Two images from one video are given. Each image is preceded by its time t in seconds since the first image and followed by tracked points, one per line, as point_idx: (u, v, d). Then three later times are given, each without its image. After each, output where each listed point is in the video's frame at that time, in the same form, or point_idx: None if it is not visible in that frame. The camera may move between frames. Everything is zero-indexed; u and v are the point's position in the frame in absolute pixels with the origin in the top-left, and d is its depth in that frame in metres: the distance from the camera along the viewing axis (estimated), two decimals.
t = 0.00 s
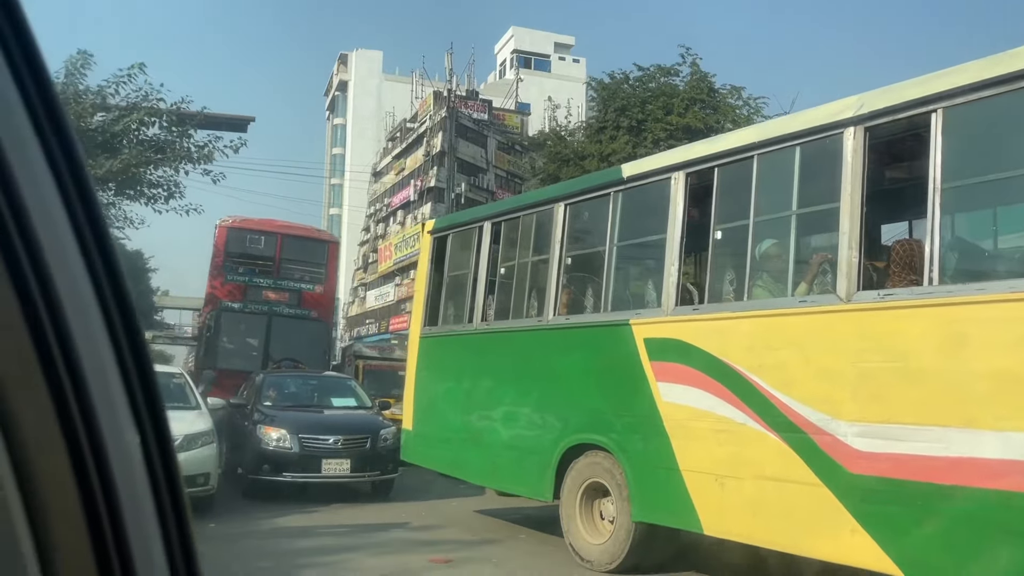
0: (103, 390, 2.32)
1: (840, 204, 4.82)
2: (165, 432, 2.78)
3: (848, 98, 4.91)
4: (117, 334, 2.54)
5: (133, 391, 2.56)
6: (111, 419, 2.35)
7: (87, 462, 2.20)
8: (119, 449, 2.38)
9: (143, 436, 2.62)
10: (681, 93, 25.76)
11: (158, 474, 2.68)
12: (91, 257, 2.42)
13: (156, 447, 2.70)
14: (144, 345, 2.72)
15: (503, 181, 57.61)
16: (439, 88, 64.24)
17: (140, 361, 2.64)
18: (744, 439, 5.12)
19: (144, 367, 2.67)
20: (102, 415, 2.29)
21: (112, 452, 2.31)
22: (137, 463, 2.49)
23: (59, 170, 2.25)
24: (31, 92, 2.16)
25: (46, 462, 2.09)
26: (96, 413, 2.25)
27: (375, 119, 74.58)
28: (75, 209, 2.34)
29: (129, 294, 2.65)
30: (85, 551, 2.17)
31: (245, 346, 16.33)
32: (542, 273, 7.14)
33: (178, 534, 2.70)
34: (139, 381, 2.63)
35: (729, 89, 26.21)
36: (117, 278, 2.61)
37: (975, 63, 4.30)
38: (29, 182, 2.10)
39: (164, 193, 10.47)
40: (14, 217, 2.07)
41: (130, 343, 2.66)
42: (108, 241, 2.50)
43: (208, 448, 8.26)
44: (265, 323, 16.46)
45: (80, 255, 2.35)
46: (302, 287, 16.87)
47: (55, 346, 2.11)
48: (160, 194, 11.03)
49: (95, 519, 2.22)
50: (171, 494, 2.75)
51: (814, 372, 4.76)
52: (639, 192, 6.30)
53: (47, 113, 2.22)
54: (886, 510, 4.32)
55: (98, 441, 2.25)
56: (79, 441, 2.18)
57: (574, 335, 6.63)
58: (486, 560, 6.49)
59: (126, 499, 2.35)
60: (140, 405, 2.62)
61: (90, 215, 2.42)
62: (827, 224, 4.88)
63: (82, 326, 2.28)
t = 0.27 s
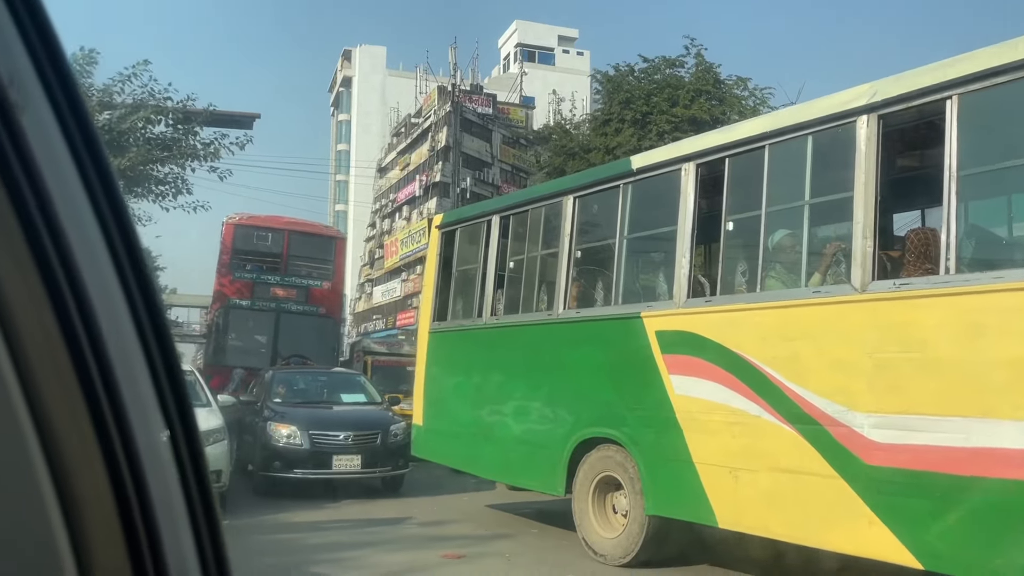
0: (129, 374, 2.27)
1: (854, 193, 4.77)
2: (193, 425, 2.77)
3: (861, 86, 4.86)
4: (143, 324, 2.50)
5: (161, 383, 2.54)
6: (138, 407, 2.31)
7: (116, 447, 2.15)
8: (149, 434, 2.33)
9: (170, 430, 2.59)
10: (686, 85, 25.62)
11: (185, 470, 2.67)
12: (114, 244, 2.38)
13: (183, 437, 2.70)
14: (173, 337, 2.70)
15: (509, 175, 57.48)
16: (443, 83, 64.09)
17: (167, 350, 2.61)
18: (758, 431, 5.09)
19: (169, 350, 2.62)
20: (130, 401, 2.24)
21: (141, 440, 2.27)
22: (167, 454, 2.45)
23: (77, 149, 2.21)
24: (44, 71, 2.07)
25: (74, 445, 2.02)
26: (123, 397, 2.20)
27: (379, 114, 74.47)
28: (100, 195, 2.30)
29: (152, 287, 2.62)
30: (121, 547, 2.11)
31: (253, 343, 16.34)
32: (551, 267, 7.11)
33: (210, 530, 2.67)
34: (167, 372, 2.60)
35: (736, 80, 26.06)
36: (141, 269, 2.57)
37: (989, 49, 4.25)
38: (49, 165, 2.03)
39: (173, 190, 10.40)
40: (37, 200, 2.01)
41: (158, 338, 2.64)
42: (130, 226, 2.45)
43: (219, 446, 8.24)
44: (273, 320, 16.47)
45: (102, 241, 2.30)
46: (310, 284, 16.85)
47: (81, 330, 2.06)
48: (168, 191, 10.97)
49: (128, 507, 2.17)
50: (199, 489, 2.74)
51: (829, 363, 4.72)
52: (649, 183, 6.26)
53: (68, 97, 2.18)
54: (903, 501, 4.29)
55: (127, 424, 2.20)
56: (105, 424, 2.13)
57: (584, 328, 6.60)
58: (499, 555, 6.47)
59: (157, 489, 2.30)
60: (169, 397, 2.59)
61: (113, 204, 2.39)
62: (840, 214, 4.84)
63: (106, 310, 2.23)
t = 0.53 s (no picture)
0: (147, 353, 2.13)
1: (870, 182, 4.73)
2: (218, 426, 2.66)
3: (876, 73, 4.81)
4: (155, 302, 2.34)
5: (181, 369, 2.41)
6: (157, 391, 2.17)
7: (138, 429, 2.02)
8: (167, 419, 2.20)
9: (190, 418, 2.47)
10: (695, 76, 25.51)
11: (207, 461, 2.55)
12: (124, 216, 2.21)
13: (208, 441, 2.59)
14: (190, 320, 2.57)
15: (518, 171, 57.42)
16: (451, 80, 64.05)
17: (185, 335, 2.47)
18: (777, 424, 5.05)
19: (192, 354, 2.50)
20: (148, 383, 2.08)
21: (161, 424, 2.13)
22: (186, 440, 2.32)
23: (82, 110, 2.00)
24: (45, 28, 1.85)
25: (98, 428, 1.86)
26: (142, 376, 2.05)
27: (388, 112, 74.51)
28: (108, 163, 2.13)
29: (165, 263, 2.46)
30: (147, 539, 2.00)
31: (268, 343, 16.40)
32: (564, 261, 7.08)
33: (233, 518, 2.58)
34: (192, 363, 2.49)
35: (745, 70, 25.92)
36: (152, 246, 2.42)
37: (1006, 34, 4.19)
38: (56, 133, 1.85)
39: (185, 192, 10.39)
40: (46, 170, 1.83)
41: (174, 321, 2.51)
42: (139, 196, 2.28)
43: (236, 447, 8.27)
44: (287, 320, 16.53)
45: (113, 212, 2.13)
46: (323, 284, 16.89)
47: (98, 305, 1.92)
48: (180, 194, 10.97)
49: (151, 498, 2.05)
50: (221, 484, 2.62)
51: (848, 354, 4.68)
52: (662, 176, 6.22)
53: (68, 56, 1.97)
54: (926, 493, 4.25)
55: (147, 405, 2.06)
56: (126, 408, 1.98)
57: (599, 323, 6.57)
58: (518, 552, 6.46)
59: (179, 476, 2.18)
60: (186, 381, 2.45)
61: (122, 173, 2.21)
62: (857, 204, 4.79)
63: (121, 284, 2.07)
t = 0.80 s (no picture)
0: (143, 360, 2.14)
1: (885, 174, 4.69)
2: (214, 437, 2.66)
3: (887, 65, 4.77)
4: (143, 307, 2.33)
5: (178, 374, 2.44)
6: (151, 399, 2.16)
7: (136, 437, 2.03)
8: (162, 429, 2.19)
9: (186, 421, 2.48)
10: (705, 70, 25.38)
11: (204, 466, 2.53)
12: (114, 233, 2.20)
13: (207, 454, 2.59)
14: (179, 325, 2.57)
15: (530, 169, 57.33)
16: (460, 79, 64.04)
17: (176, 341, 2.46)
18: (795, 419, 5.02)
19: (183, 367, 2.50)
20: (142, 390, 2.08)
21: (156, 433, 2.12)
22: (182, 451, 2.32)
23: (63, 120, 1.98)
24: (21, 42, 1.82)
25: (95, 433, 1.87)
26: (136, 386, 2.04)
27: (398, 113, 74.61)
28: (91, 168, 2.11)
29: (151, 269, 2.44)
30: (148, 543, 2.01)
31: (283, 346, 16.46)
32: (577, 260, 7.06)
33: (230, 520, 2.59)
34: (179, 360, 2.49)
35: (755, 63, 25.76)
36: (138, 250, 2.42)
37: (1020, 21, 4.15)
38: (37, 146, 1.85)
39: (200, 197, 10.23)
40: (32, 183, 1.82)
41: (159, 324, 2.48)
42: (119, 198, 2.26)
43: (253, 451, 8.29)
44: (302, 323, 16.59)
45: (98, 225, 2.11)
46: (337, 286, 16.92)
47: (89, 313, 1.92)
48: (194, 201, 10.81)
49: (147, 510, 2.04)
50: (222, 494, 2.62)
51: (865, 348, 4.65)
52: (674, 173, 6.19)
53: (45, 65, 1.94)
54: (947, 487, 4.20)
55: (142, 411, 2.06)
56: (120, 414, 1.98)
57: (613, 321, 6.56)
58: (536, 551, 6.45)
59: (176, 488, 2.18)
60: (177, 383, 2.43)
61: (99, 174, 2.17)
62: (871, 196, 4.75)
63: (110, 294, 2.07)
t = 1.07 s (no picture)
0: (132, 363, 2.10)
1: (896, 166, 4.66)
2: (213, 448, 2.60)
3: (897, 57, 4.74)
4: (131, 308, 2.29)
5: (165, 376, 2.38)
6: (143, 405, 2.13)
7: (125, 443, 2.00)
8: (157, 442, 2.15)
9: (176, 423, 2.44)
10: (713, 64, 25.28)
11: (202, 475, 2.47)
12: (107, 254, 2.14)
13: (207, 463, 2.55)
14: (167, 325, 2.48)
15: (538, 167, 57.29)
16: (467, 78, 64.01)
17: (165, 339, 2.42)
18: (809, 415, 4.99)
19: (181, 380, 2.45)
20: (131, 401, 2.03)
21: (149, 445, 2.09)
22: (177, 459, 2.28)
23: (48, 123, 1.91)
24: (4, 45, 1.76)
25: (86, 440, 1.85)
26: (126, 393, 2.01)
27: (406, 114, 74.66)
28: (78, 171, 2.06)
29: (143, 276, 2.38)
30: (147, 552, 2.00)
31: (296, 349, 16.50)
32: (587, 258, 7.05)
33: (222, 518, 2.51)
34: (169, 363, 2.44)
35: (763, 56, 25.64)
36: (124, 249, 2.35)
37: None
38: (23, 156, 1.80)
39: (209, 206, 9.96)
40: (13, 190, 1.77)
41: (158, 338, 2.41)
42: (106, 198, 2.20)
43: (267, 453, 8.31)
44: (314, 325, 16.63)
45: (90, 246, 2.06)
46: (347, 288, 16.95)
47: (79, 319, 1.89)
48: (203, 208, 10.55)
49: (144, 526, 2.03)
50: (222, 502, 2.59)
51: (879, 342, 4.62)
52: (683, 169, 6.17)
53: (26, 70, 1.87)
54: (964, 481, 4.17)
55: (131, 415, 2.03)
56: (112, 423, 1.96)
57: (624, 319, 6.54)
58: (551, 550, 6.44)
59: (170, 500, 2.15)
60: (171, 389, 2.37)
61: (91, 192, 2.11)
62: (883, 189, 4.72)
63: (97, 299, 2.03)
